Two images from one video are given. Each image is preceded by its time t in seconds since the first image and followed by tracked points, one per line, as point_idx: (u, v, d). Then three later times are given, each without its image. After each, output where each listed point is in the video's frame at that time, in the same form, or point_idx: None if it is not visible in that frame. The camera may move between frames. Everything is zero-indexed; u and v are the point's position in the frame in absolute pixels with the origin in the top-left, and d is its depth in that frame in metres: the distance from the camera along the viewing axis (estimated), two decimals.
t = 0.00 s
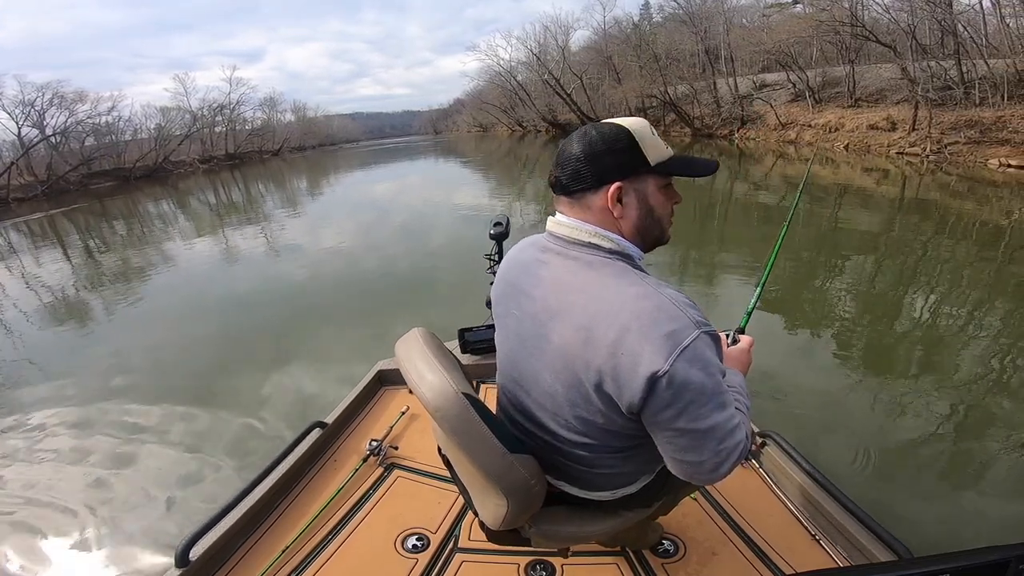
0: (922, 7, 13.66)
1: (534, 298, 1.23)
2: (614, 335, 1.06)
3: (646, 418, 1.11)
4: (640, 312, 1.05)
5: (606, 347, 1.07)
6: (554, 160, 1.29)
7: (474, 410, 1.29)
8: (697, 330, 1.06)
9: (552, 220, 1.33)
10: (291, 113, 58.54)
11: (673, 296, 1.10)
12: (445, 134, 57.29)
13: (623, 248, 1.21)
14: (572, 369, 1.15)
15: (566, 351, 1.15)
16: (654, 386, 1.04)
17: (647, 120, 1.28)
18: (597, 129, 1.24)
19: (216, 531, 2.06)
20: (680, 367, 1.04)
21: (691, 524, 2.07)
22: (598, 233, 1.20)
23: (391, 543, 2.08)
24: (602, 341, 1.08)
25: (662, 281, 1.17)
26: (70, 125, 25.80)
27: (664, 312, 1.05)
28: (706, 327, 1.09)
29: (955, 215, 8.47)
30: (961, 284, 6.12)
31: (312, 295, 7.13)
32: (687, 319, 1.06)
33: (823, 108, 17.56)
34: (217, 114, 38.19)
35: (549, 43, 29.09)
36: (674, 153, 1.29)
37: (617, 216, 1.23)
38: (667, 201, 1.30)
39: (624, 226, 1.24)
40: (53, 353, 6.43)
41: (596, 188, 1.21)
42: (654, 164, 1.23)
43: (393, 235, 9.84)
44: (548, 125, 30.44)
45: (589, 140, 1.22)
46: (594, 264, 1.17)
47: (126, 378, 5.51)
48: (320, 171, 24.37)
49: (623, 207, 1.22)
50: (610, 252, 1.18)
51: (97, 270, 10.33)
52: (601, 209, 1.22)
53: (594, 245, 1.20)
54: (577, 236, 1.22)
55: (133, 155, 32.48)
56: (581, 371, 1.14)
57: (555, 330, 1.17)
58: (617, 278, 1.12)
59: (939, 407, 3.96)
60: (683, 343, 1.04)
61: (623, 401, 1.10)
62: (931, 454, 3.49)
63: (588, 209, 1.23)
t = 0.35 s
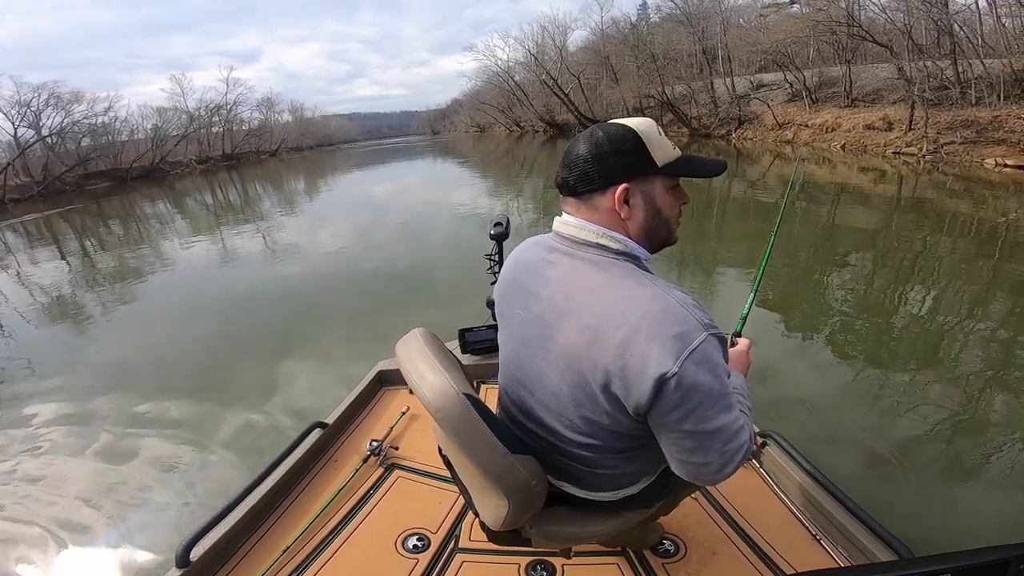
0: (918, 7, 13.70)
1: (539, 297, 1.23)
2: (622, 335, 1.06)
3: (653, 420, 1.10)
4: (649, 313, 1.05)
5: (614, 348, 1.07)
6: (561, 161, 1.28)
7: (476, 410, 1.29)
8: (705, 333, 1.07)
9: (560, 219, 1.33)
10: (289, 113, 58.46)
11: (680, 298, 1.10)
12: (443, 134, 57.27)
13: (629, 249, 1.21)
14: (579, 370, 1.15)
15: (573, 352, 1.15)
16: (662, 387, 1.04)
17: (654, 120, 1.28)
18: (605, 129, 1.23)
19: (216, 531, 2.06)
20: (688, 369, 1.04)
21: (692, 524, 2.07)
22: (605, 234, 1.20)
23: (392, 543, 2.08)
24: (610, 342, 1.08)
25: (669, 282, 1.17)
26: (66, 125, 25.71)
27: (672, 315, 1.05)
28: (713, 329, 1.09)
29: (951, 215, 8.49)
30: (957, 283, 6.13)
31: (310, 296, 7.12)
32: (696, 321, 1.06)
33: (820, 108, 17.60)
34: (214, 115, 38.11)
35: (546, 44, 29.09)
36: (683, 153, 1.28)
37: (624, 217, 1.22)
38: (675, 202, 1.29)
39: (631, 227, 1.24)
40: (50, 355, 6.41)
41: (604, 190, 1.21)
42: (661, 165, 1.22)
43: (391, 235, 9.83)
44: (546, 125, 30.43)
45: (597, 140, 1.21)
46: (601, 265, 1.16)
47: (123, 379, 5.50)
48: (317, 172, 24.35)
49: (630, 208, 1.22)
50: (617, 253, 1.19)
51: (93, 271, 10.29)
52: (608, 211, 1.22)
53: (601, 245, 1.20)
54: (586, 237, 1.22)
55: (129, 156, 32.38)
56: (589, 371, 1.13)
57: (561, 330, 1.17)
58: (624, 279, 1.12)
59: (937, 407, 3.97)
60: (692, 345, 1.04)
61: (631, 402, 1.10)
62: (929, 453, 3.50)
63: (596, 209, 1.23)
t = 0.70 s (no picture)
0: (914, 7, 13.74)
1: (539, 298, 1.23)
2: (624, 337, 1.06)
3: (655, 421, 1.10)
4: (651, 315, 1.05)
5: (617, 349, 1.07)
6: (561, 162, 1.28)
7: (474, 410, 1.28)
8: (706, 334, 1.07)
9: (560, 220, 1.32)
10: (286, 113, 58.33)
11: (682, 300, 1.10)
12: (440, 134, 57.24)
13: (628, 250, 1.20)
14: (580, 371, 1.15)
15: (573, 353, 1.15)
16: (664, 389, 1.04)
17: (654, 120, 1.28)
18: (605, 129, 1.23)
19: (217, 532, 2.05)
20: (690, 371, 1.04)
21: (692, 524, 2.07)
22: (606, 235, 1.20)
23: (392, 543, 2.07)
24: (612, 344, 1.08)
25: (669, 284, 1.16)
26: (62, 126, 25.60)
27: (673, 316, 1.05)
28: (714, 330, 1.09)
29: (948, 215, 8.50)
30: (954, 283, 6.14)
31: (308, 296, 7.10)
32: (697, 323, 1.06)
33: (817, 108, 17.63)
34: (211, 115, 37.99)
35: (544, 44, 29.09)
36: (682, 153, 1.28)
37: (625, 217, 1.22)
38: (675, 202, 1.29)
39: (632, 228, 1.23)
40: (47, 356, 6.38)
41: (604, 191, 1.21)
42: (662, 166, 1.22)
43: (388, 235, 9.81)
44: (544, 125, 30.43)
45: (596, 141, 1.21)
46: (602, 266, 1.16)
47: (120, 381, 5.46)
48: (314, 172, 24.30)
49: (631, 209, 1.22)
50: (616, 254, 1.18)
51: (90, 272, 10.25)
52: (609, 212, 1.22)
53: (600, 246, 1.20)
54: (586, 238, 1.22)
55: (126, 157, 32.28)
56: (589, 373, 1.13)
57: (561, 332, 1.17)
58: (624, 281, 1.12)
59: (935, 406, 3.98)
60: (692, 347, 1.04)
61: (632, 404, 1.10)
62: (927, 452, 3.50)
63: (596, 210, 1.22)
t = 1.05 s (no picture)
0: (911, 7, 13.77)
1: (555, 317, 1.20)
2: (656, 361, 1.06)
3: (679, 438, 1.12)
4: (681, 336, 1.05)
5: (648, 374, 1.07)
6: (598, 165, 1.22)
7: (476, 415, 1.27)
8: (732, 352, 1.08)
9: (571, 227, 1.28)
10: (283, 114, 58.30)
11: (704, 317, 1.11)
12: (438, 134, 57.21)
13: (647, 265, 1.23)
14: (605, 393, 1.14)
15: (600, 376, 1.14)
16: (697, 410, 1.05)
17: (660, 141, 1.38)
18: (644, 140, 1.25)
19: (217, 530, 2.05)
20: (721, 392, 1.06)
21: (692, 524, 2.07)
22: (640, 247, 1.22)
23: (392, 542, 2.07)
24: (645, 368, 1.07)
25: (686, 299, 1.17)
26: (58, 126, 25.55)
27: (704, 338, 1.05)
28: (736, 347, 1.10)
29: (945, 215, 8.51)
30: (951, 282, 6.14)
31: (305, 297, 7.09)
32: (722, 341, 1.07)
33: (814, 108, 17.66)
34: (208, 115, 37.96)
35: (541, 44, 29.11)
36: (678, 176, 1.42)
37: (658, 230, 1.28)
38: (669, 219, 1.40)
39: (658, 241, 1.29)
40: (44, 357, 6.36)
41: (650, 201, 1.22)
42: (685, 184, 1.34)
43: (386, 236, 9.80)
44: (541, 126, 30.44)
45: (645, 148, 1.22)
46: (623, 284, 1.15)
47: (116, 382, 5.44)
48: (311, 172, 24.28)
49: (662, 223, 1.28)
50: (639, 271, 1.19)
51: (86, 273, 10.23)
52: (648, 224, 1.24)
53: (624, 262, 1.19)
54: (610, 250, 1.20)
55: (122, 157, 32.21)
56: (618, 393, 1.12)
57: (584, 355, 1.15)
58: (650, 301, 1.11)
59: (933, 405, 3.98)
60: (724, 366, 1.05)
61: (661, 423, 1.11)
62: (924, 450, 3.51)
63: (640, 220, 1.23)
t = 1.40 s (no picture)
0: (907, 7, 13.83)
1: (542, 322, 1.21)
2: (639, 368, 1.06)
3: (667, 444, 1.12)
4: (667, 341, 1.05)
5: (632, 379, 1.07)
6: (564, 167, 1.28)
7: (475, 418, 1.27)
8: (721, 356, 1.08)
9: (557, 226, 1.32)
10: (281, 114, 58.19)
11: (696, 322, 1.10)
12: (435, 135, 57.18)
13: (635, 268, 1.21)
14: (590, 398, 1.14)
15: (585, 382, 1.14)
16: (684, 416, 1.05)
17: (666, 130, 1.28)
18: (615, 136, 1.23)
19: (217, 530, 2.05)
20: (708, 398, 1.05)
21: (691, 524, 2.07)
22: (607, 248, 1.20)
23: (392, 542, 2.07)
24: (628, 374, 1.07)
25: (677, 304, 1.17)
26: (54, 127, 25.46)
27: (691, 343, 1.05)
28: (727, 352, 1.10)
29: (941, 214, 8.54)
30: (947, 282, 6.16)
31: (303, 297, 7.07)
32: (712, 345, 1.07)
33: (810, 108, 17.71)
34: (205, 116, 37.88)
35: (539, 44, 29.12)
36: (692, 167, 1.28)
37: (628, 230, 1.22)
38: (681, 218, 1.29)
39: (635, 242, 1.23)
40: (42, 358, 6.33)
41: (606, 200, 1.21)
42: (672, 178, 1.22)
43: (383, 236, 9.80)
44: (539, 126, 30.45)
45: (602, 148, 1.22)
46: (610, 289, 1.15)
47: (114, 383, 5.43)
48: (309, 173, 24.27)
49: (635, 221, 1.22)
50: (626, 273, 1.18)
51: (83, 274, 10.19)
52: (613, 222, 1.22)
53: (608, 264, 1.19)
54: (586, 254, 1.21)
55: (119, 157, 32.10)
56: (603, 399, 1.12)
57: (569, 363, 1.16)
58: (638, 305, 1.12)
59: (930, 405, 3.99)
60: (712, 372, 1.05)
61: (649, 429, 1.10)
62: (921, 449, 3.53)
63: (597, 220, 1.23)
